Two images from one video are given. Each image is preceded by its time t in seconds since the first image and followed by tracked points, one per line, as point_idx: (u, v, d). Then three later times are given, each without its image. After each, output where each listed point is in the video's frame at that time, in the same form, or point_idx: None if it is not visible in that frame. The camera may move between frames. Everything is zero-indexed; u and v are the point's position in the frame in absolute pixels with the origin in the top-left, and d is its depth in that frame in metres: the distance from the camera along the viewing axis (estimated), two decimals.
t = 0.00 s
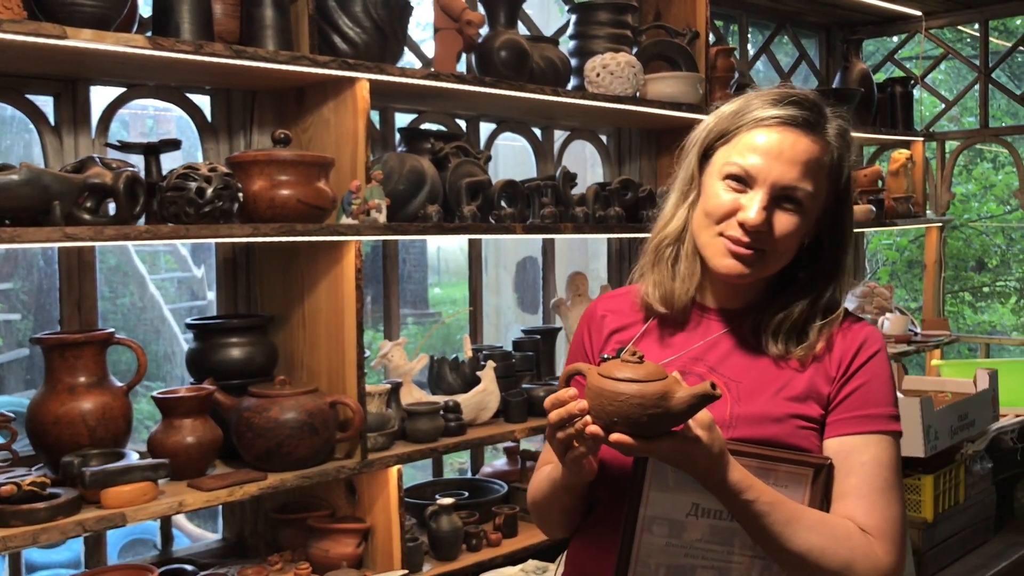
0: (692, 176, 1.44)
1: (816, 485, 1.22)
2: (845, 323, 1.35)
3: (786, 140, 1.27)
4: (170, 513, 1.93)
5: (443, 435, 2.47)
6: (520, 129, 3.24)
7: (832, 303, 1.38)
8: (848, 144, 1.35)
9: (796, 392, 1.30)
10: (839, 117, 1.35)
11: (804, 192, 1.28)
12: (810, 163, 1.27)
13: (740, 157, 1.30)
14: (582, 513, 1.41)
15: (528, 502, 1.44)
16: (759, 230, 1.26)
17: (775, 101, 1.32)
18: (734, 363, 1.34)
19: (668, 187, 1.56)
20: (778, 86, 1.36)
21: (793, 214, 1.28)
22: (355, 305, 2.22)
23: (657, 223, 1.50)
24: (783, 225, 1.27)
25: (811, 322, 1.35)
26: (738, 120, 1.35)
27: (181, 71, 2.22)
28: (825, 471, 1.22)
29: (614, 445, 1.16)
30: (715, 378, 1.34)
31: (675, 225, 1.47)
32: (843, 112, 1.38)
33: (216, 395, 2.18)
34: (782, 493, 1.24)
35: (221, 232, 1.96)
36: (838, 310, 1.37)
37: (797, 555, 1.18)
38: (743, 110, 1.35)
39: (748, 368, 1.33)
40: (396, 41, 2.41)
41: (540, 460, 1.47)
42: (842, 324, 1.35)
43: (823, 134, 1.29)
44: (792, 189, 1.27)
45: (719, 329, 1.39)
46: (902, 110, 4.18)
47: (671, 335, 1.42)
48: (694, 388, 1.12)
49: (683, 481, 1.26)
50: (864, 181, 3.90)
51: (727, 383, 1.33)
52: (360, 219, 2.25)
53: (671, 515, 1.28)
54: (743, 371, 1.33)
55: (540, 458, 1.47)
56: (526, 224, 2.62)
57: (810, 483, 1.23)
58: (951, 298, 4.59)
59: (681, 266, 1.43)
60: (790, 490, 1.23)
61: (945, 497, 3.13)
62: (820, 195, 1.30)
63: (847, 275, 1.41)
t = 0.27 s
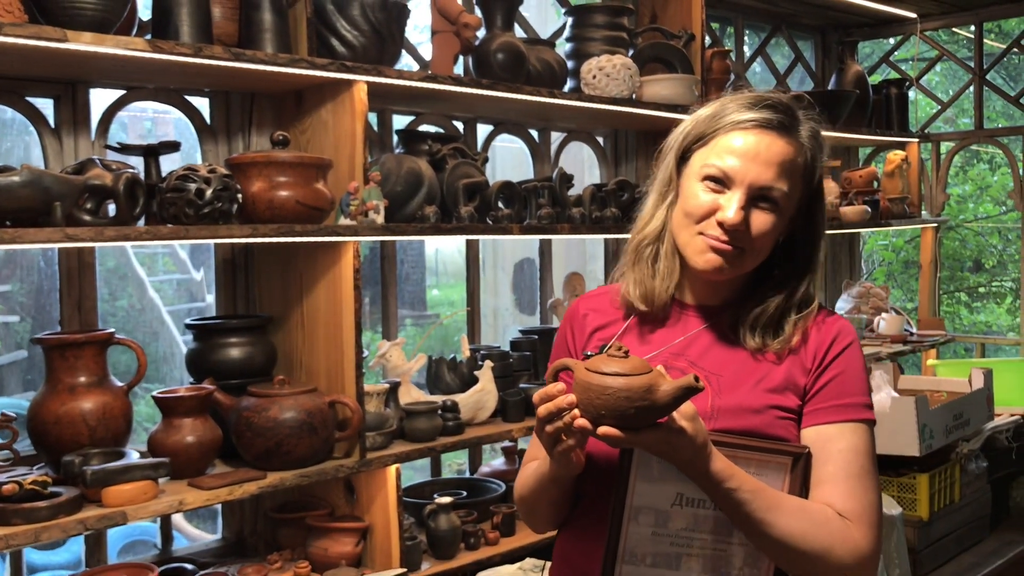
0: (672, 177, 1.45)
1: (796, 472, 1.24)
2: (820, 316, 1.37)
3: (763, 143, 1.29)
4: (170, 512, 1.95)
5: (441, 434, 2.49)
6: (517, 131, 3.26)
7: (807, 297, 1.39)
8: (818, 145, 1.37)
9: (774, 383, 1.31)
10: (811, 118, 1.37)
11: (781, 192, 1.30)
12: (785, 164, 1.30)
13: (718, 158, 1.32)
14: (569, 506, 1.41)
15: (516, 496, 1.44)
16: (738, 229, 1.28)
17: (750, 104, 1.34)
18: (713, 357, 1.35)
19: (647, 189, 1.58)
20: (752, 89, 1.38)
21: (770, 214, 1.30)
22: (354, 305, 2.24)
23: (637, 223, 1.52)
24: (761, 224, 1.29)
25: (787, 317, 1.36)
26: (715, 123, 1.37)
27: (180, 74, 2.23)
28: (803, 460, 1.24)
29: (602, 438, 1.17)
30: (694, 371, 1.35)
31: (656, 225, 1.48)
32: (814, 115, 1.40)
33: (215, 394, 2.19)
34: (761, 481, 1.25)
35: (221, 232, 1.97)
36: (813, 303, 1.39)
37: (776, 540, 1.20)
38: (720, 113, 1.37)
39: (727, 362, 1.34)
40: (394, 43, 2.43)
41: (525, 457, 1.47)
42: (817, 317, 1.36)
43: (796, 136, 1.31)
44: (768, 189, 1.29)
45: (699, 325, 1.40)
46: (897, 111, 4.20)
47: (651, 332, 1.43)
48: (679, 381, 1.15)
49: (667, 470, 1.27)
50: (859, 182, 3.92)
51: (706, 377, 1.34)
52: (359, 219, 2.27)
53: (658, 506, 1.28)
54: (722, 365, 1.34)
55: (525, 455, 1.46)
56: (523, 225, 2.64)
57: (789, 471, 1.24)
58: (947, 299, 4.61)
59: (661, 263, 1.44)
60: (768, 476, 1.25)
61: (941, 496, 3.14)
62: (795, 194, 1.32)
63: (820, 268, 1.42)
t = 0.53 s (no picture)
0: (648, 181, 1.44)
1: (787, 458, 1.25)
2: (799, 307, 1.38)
3: (736, 141, 1.31)
4: (176, 509, 1.97)
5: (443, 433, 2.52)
6: (518, 133, 3.28)
7: (784, 291, 1.40)
8: (788, 143, 1.39)
9: (761, 373, 1.32)
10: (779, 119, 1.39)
11: (755, 188, 1.30)
12: (758, 161, 1.31)
13: (693, 157, 1.32)
14: (565, 506, 1.40)
15: (511, 496, 1.42)
16: (717, 224, 1.27)
17: (721, 105, 1.36)
18: (700, 351, 1.36)
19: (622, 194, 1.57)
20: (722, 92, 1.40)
21: (746, 208, 1.30)
22: (357, 305, 2.26)
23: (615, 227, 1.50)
24: (738, 219, 1.29)
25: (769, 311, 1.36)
26: (688, 125, 1.37)
27: (186, 76, 2.26)
28: (794, 447, 1.25)
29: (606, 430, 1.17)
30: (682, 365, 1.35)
31: (637, 227, 1.45)
32: (782, 116, 1.42)
33: (220, 393, 2.22)
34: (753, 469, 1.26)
35: (226, 233, 2.00)
36: (790, 295, 1.39)
37: (772, 523, 1.20)
38: (693, 115, 1.38)
39: (714, 355, 1.35)
40: (396, 45, 2.45)
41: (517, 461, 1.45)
42: (797, 308, 1.38)
43: (767, 135, 1.33)
44: (743, 184, 1.30)
45: (681, 323, 1.40)
46: (896, 113, 4.22)
47: (635, 332, 1.42)
48: (679, 372, 1.15)
49: (664, 461, 1.28)
50: (858, 183, 3.95)
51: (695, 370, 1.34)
52: (362, 220, 2.29)
53: (657, 496, 1.29)
54: (709, 358, 1.35)
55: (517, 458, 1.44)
56: (524, 226, 2.66)
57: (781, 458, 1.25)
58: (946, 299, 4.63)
59: (642, 264, 1.43)
60: (762, 463, 1.26)
61: (938, 495, 3.16)
62: (768, 192, 1.33)
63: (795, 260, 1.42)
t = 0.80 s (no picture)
0: (637, 179, 1.45)
1: (783, 439, 1.25)
2: (787, 294, 1.38)
3: (726, 132, 1.32)
4: (184, 504, 1.99)
5: (448, 430, 2.54)
6: (521, 133, 3.30)
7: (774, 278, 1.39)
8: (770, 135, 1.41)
9: (753, 358, 1.31)
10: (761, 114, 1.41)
11: (749, 176, 1.31)
12: (750, 150, 1.32)
13: (687, 149, 1.33)
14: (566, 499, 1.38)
15: (511, 493, 1.41)
16: (718, 210, 1.28)
17: (707, 100, 1.37)
18: (692, 340, 1.35)
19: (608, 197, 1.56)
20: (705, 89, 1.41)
21: (742, 196, 1.31)
22: (362, 303, 2.28)
23: (606, 227, 1.49)
24: (737, 206, 1.30)
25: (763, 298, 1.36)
26: (677, 121, 1.38)
27: (192, 76, 2.28)
28: (789, 429, 1.25)
29: (607, 410, 1.18)
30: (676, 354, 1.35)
31: (626, 225, 1.46)
32: (763, 112, 1.44)
33: (228, 390, 2.26)
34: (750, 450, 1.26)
35: (234, 231, 2.02)
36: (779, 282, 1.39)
37: (770, 503, 1.21)
38: (681, 112, 1.38)
39: (706, 344, 1.34)
40: (401, 45, 2.47)
41: (516, 459, 1.44)
42: (785, 294, 1.37)
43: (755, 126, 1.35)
44: (738, 172, 1.30)
45: (676, 316, 1.39)
46: (897, 113, 4.24)
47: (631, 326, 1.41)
48: (677, 352, 1.17)
49: (665, 445, 1.27)
50: (860, 183, 3.97)
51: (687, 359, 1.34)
52: (367, 218, 2.32)
53: (658, 481, 1.28)
54: (701, 346, 1.35)
55: (516, 457, 1.43)
56: (528, 224, 2.68)
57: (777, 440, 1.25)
58: (948, 299, 4.65)
59: (637, 260, 1.42)
60: (757, 444, 1.26)
61: (939, 492, 3.18)
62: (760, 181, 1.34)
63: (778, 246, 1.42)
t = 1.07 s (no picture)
0: (635, 181, 1.46)
1: (778, 428, 1.24)
2: (782, 292, 1.38)
3: (717, 138, 1.32)
4: (193, 498, 2.02)
5: (452, 426, 2.57)
6: (524, 132, 3.33)
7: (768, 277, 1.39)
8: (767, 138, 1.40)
9: (748, 351, 1.31)
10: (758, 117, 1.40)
11: (741, 181, 1.31)
12: (742, 154, 1.32)
13: (679, 153, 1.33)
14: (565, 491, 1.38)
15: (511, 483, 1.40)
16: (706, 215, 1.28)
17: (702, 104, 1.37)
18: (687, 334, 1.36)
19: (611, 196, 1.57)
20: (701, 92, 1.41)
21: (733, 200, 1.31)
22: (368, 300, 2.31)
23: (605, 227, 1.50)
24: (726, 210, 1.30)
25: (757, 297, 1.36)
26: (672, 125, 1.39)
27: (200, 75, 2.31)
28: (783, 418, 1.25)
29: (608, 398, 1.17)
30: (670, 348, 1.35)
31: (624, 226, 1.47)
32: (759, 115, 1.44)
33: (235, 386, 2.29)
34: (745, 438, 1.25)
35: (242, 229, 2.05)
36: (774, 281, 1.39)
37: (766, 489, 1.20)
38: (676, 116, 1.39)
39: (701, 337, 1.35)
40: (406, 45, 2.50)
41: (515, 453, 1.43)
42: (780, 293, 1.37)
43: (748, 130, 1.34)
44: (728, 176, 1.31)
45: (669, 314, 1.39)
46: (898, 112, 4.26)
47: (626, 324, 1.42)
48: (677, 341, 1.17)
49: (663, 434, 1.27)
50: (861, 182, 3.99)
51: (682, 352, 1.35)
52: (373, 216, 2.34)
53: (656, 469, 1.27)
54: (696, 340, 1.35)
55: (515, 451, 1.42)
56: (532, 223, 2.71)
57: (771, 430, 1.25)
58: (949, 297, 4.67)
59: (632, 259, 1.43)
60: (752, 432, 1.25)
61: (939, 489, 3.20)
62: (753, 184, 1.34)
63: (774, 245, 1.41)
